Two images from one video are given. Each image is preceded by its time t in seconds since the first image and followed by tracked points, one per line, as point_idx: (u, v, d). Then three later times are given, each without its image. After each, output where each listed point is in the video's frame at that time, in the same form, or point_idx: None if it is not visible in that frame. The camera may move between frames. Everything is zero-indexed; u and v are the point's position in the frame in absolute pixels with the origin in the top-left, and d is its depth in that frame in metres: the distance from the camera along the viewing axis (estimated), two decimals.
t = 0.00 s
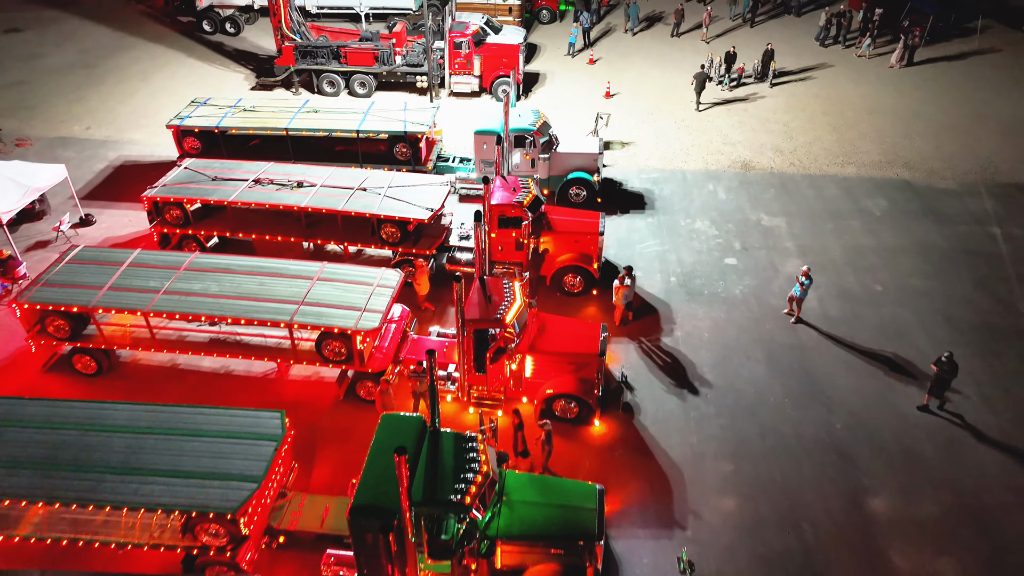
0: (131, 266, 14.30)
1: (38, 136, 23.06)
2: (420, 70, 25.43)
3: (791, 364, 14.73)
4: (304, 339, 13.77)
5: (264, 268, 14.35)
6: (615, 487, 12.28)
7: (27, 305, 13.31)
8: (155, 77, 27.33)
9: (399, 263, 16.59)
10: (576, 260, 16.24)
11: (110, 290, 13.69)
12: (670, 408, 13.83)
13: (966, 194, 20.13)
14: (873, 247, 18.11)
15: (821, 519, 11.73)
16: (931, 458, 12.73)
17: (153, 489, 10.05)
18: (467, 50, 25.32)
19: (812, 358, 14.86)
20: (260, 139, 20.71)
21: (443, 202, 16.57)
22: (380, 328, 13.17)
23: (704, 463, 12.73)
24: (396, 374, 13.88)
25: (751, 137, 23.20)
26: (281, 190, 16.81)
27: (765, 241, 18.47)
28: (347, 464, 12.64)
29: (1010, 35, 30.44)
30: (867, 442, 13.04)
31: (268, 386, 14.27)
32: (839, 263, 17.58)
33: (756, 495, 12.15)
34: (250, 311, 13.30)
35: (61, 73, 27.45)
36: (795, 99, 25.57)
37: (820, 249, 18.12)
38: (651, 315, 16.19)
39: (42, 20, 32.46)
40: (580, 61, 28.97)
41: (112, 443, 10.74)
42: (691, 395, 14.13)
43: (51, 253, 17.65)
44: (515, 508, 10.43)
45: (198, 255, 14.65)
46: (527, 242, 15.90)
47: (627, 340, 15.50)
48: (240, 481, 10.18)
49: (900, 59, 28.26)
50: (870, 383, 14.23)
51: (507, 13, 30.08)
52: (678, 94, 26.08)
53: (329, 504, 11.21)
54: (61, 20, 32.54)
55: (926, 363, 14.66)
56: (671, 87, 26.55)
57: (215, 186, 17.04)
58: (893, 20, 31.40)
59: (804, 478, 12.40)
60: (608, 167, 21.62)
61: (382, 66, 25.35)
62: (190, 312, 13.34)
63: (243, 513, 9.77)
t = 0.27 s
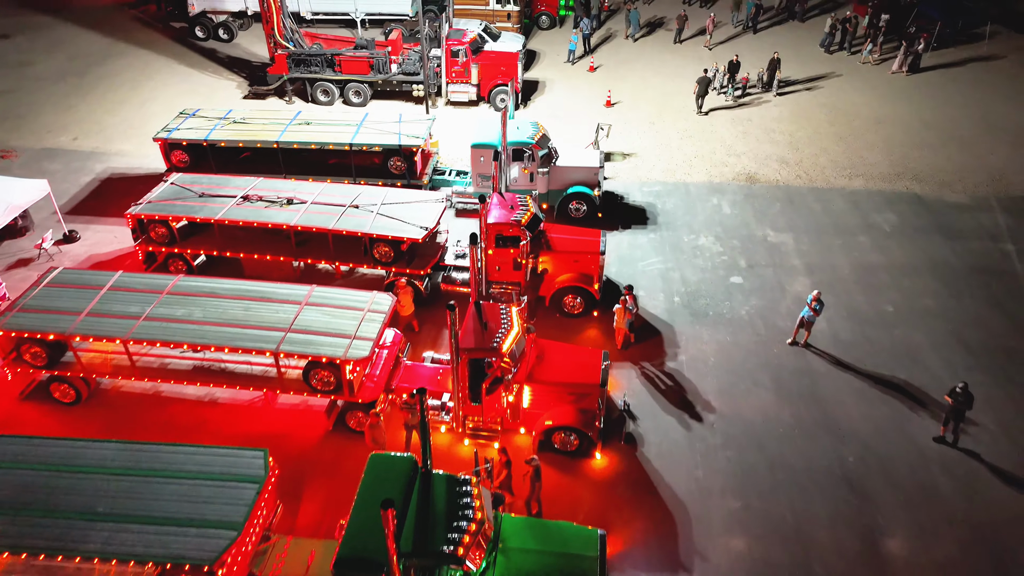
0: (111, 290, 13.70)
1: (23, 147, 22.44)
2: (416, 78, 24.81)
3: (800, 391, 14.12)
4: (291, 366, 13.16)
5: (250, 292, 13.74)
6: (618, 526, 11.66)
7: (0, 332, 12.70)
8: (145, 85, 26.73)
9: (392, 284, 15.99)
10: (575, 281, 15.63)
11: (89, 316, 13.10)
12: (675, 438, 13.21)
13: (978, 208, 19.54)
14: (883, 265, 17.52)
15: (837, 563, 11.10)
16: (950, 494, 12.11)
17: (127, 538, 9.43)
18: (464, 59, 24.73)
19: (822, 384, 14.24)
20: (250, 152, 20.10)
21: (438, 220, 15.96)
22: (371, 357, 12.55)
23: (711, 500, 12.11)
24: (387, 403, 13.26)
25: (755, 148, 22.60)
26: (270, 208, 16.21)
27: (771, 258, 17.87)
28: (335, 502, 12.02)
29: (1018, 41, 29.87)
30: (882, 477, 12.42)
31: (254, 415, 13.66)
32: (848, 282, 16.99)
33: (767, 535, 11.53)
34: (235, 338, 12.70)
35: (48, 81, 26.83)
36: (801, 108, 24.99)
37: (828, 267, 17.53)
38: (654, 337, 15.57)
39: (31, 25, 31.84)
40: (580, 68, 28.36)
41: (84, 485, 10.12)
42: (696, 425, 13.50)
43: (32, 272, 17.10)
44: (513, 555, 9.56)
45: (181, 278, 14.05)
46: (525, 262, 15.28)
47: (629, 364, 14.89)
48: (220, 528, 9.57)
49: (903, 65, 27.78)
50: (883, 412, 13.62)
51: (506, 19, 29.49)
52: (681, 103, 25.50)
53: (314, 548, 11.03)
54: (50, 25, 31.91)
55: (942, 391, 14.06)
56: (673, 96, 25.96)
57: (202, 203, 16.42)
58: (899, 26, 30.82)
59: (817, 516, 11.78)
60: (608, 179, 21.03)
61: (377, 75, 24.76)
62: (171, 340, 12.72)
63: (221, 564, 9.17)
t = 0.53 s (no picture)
0: (90, 315, 13.10)
1: (8, 158, 21.84)
2: (412, 86, 24.19)
3: (811, 419, 13.51)
4: (278, 396, 12.55)
5: (234, 317, 13.13)
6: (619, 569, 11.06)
7: None
8: (136, 93, 26.13)
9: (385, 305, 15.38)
10: (575, 302, 15.02)
11: (66, 343, 12.50)
12: (679, 471, 12.60)
13: (991, 223, 18.94)
14: (894, 285, 16.93)
15: None
16: (970, 534, 11.50)
17: None
18: (461, 67, 24.12)
19: (833, 413, 13.64)
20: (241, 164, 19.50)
21: (433, 239, 15.34)
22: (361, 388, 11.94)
23: (718, 539, 11.50)
24: (378, 434, 12.73)
25: (761, 159, 22.00)
26: (258, 226, 15.61)
27: (778, 276, 17.26)
28: (323, 543, 11.42)
29: None
30: (899, 514, 11.81)
31: (240, 447, 13.06)
32: (858, 302, 16.39)
33: None
34: (218, 367, 12.08)
35: (37, 89, 26.23)
36: (807, 117, 24.38)
37: (838, 286, 16.92)
38: (657, 361, 14.95)
39: (21, 31, 31.24)
40: (580, 75, 27.73)
41: (54, 532, 9.51)
42: (702, 456, 12.89)
43: (11, 291, 16.49)
44: None
45: (163, 302, 13.47)
46: (522, 283, 14.65)
47: (631, 391, 14.24)
48: None
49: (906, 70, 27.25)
50: (898, 443, 13.01)
51: (504, 25, 28.89)
52: (684, 112, 24.89)
53: None
54: (41, 31, 31.32)
55: (959, 420, 13.46)
56: (676, 104, 25.36)
57: (187, 220, 15.81)
58: (906, 31, 30.20)
59: (831, 559, 11.14)
60: (610, 192, 20.43)
61: (373, 83, 24.16)
62: (151, 370, 12.10)
63: None
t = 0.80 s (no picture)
0: (66, 341, 12.50)
1: None
2: (408, 95, 23.58)
3: (822, 450, 12.90)
4: (263, 428, 11.94)
5: (217, 344, 12.51)
6: None
7: None
8: (126, 101, 25.53)
9: (377, 327, 14.77)
10: (575, 325, 14.41)
11: (41, 372, 11.89)
12: (685, 507, 11.97)
13: (1005, 238, 18.33)
14: (907, 304, 16.30)
15: None
16: None
17: None
18: (459, 75, 23.52)
19: (846, 444, 13.02)
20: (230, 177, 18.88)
21: (427, 258, 14.72)
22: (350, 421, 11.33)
23: None
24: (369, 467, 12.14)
25: (766, 170, 21.39)
26: (245, 245, 15.01)
27: (786, 294, 16.66)
28: None
29: None
30: (917, 555, 11.19)
31: (223, 481, 12.45)
32: (869, 323, 15.79)
33: None
34: (199, 399, 11.47)
35: (24, 97, 25.63)
36: (813, 127, 23.78)
37: (848, 305, 16.31)
38: (660, 386, 14.32)
39: (11, 37, 30.66)
40: (580, 82, 27.13)
41: None
42: (708, 490, 12.27)
43: None
44: None
45: (143, 327, 12.86)
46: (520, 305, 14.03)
47: (634, 419, 13.62)
48: None
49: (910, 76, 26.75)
50: (914, 477, 12.39)
51: (503, 31, 28.31)
52: (687, 121, 24.29)
53: None
54: (31, 36, 30.73)
55: (977, 451, 12.83)
56: (678, 113, 24.76)
57: (172, 239, 15.20)
58: (913, 37, 29.59)
59: None
60: (611, 205, 19.82)
61: (368, 92, 23.56)
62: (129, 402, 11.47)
63: None
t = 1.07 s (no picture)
0: (42, 372, 11.89)
1: None
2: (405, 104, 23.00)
3: (835, 485, 12.29)
4: (247, 465, 11.33)
5: (200, 374, 11.90)
6: None
7: None
8: (116, 110, 24.93)
9: (370, 351, 14.16)
10: (575, 350, 13.79)
11: (13, 406, 11.28)
12: (692, 547, 11.36)
13: (1020, 254, 17.74)
14: (920, 325, 15.71)
15: None
16: None
17: None
18: (456, 84, 22.91)
19: (860, 478, 12.42)
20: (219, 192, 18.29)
21: (421, 280, 14.11)
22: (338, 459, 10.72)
23: None
24: (358, 504, 11.45)
25: (772, 183, 20.80)
26: (232, 265, 14.40)
27: (794, 314, 16.06)
28: None
29: None
30: None
31: (207, 519, 11.84)
32: (881, 346, 15.19)
33: None
34: (179, 435, 10.85)
35: (12, 106, 25.04)
36: (819, 137, 23.19)
37: (858, 327, 15.72)
38: (664, 414, 13.71)
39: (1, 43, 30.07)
40: (581, 90, 26.54)
41: None
42: (716, 529, 11.65)
43: None
44: None
45: (122, 355, 12.26)
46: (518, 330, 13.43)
47: (637, 450, 13.00)
48: None
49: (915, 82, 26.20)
50: (933, 514, 11.78)
51: (502, 38, 27.72)
52: (690, 131, 23.69)
53: None
54: (21, 43, 30.13)
55: (997, 486, 12.24)
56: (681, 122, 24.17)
57: (156, 259, 14.58)
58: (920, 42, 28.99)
59: None
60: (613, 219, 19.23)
61: (363, 101, 22.96)
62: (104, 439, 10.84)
63: None
